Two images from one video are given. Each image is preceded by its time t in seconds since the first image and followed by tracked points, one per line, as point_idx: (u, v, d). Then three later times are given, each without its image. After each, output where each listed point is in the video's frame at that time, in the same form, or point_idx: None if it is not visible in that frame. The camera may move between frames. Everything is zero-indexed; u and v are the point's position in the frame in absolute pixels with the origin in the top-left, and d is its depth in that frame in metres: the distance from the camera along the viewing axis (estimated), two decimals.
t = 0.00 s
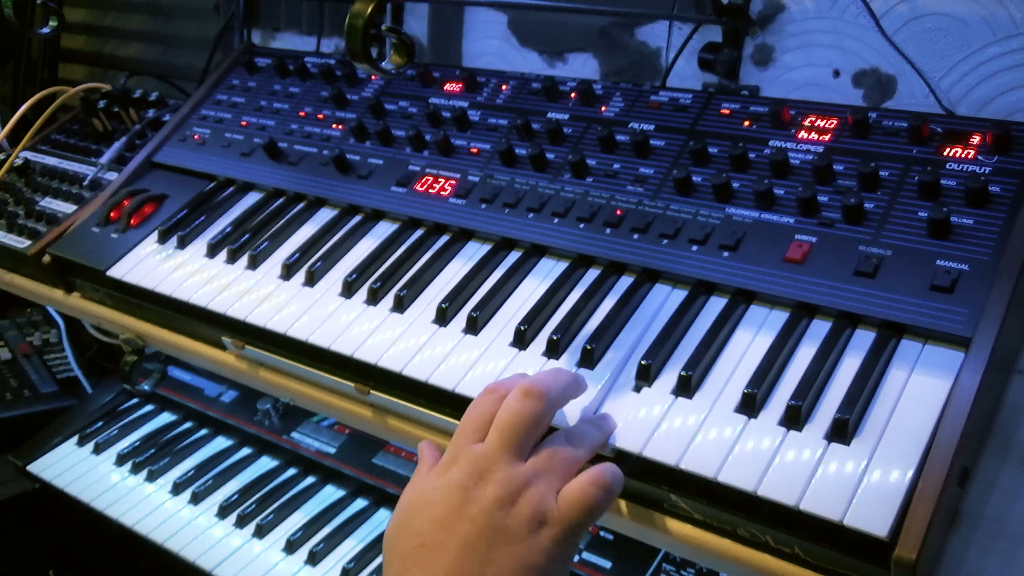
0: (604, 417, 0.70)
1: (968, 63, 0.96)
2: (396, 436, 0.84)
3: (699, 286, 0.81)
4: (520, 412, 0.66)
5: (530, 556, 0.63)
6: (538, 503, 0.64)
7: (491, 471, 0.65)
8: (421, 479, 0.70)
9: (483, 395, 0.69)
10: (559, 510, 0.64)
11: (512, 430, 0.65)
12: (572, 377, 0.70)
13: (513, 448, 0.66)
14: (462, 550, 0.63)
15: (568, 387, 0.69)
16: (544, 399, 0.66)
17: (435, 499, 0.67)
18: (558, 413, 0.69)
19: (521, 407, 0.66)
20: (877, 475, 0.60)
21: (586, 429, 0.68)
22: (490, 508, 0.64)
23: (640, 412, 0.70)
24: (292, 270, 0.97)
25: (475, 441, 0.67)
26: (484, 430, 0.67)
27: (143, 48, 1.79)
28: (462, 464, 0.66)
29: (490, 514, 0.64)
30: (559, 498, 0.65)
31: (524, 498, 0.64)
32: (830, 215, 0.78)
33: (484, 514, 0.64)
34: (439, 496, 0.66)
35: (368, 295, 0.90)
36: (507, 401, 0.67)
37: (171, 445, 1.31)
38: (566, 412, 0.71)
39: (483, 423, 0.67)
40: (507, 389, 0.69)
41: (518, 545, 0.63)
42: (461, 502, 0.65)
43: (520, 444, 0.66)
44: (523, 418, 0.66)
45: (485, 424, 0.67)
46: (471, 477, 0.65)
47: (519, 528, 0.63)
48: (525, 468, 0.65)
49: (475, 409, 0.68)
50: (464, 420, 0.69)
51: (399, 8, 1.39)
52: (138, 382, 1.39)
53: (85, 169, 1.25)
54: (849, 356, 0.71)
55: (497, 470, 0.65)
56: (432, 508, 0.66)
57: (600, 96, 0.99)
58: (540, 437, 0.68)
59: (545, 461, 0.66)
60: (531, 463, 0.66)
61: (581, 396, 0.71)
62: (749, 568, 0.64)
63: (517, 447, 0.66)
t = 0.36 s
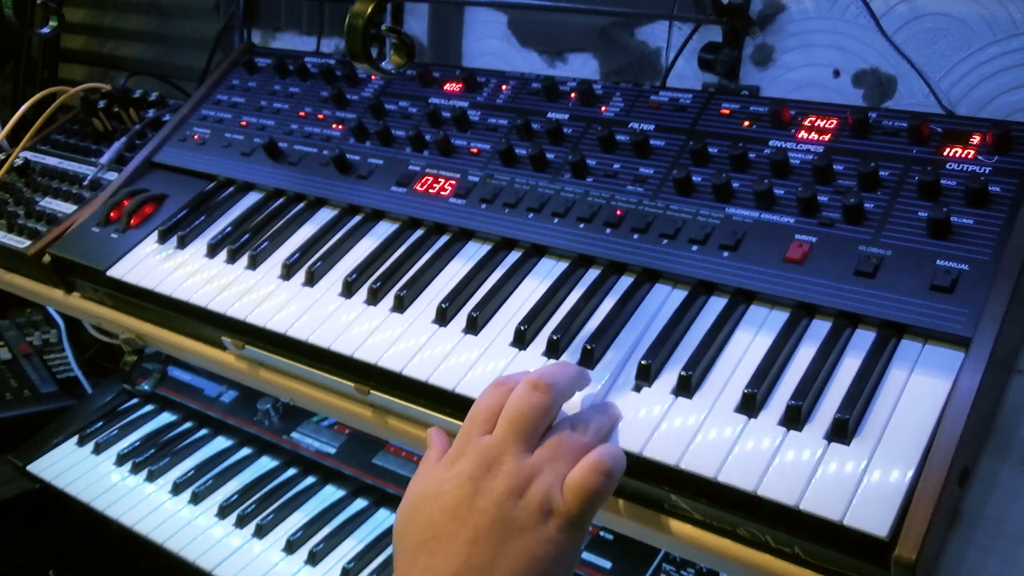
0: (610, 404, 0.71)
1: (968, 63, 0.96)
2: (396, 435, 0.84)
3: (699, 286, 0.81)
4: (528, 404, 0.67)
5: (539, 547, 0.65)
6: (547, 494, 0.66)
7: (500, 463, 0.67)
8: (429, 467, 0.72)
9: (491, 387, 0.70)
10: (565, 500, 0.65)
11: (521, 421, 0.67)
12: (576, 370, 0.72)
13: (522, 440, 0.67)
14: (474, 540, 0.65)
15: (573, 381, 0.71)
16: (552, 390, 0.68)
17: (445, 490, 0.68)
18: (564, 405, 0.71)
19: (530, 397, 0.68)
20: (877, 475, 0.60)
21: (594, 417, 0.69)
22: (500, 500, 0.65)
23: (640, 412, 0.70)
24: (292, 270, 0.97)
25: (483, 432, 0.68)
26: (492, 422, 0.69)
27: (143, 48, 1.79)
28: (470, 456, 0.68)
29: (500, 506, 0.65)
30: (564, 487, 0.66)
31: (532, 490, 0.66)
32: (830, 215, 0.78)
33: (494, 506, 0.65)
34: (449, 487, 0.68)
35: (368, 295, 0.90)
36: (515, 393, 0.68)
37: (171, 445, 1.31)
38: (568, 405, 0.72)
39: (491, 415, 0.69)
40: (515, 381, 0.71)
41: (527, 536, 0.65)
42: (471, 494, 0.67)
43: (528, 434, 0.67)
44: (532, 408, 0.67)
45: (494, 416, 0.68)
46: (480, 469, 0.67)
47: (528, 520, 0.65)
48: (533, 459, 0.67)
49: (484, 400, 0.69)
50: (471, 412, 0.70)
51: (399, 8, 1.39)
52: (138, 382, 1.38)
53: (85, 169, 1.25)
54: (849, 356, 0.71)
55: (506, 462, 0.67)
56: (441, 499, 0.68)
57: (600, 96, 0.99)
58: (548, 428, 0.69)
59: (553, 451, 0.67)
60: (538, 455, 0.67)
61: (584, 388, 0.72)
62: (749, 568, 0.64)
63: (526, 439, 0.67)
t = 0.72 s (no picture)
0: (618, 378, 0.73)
1: (968, 63, 0.96)
2: (396, 435, 0.84)
3: (699, 286, 0.81)
4: (542, 359, 0.68)
5: (576, 491, 0.60)
6: (577, 439, 0.62)
7: (526, 417, 0.64)
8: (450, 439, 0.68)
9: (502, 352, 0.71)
10: (594, 443, 0.62)
11: (538, 375, 0.67)
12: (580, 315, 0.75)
13: (543, 393, 0.66)
14: (507, 491, 0.61)
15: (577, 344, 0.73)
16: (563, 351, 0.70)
17: (471, 449, 0.64)
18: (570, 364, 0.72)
19: (543, 355, 0.69)
20: (877, 475, 0.60)
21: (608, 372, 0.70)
22: (530, 449, 0.62)
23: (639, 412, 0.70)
24: (292, 270, 0.97)
25: (503, 392, 0.67)
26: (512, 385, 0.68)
27: (143, 48, 1.79)
28: (494, 413, 0.66)
29: (532, 454, 0.62)
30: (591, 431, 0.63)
31: (562, 437, 0.63)
32: (831, 215, 0.78)
33: (524, 455, 0.62)
34: (475, 446, 0.64)
35: (368, 295, 0.90)
36: (527, 353, 0.70)
37: (171, 445, 1.31)
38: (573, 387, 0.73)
39: (507, 378, 0.69)
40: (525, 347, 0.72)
41: (562, 481, 0.61)
42: (499, 449, 0.63)
43: (547, 388, 0.67)
44: (547, 364, 0.68)
45: (511, 378, 0.69)
46: (506, 424, 0.64)
47: (562, 465, 0.61)
48: (556, 410, 0.65)
49: (500, 365, 0.70)
50: (488, 377, 0.70)
51: (399, 8, 1.39)
52: (138, 382, 1.38)
53: (85, 169, 1.25)
54: (849, 356, 0.71)
55: (531, 416, 0.64)
56: (469, 456, 0.64)
57: (600, 96, 0.99)
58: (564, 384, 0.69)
59: (574, 401, 0.65)
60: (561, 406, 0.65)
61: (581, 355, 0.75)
62: (748, 568, 0.64)
63: (546, 391, 0.66)
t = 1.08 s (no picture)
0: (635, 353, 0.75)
1: (968, 63, 0.96)
2: (396, 435, 0.84)
3: (700, 286, 0.81)
4: (567, 340, 0.71)
5: (602, 459, 0.61)
6: (602, 409, 0.64)
7: (552, 386, 0.66)
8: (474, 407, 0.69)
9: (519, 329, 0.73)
10: (620, 413, 0.63)
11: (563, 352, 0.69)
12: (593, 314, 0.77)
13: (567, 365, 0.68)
14: (535, 456, 0.61)
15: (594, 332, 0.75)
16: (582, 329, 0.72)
17: (497, 416, 0.65)
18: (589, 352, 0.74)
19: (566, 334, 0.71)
20: (877, 475, 0.60)
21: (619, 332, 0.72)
22: (558, 417, 0.63)
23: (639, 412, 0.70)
24: (292, 270, 0.97)
25: (526, 363, 0.69)
26: (536, 358, 0.70)
27: (143, 48, 1.79)
28: (519, 382, 0.67)
29: (558, 422, 0.63)
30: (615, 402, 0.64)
31: (588, 407, 0.64)
32: (830, 216, 0.78)
33: (552, 422, 0.63)
34: (502, 412, 0.65)
35: (368, 295, 0.90)
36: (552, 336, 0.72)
37: (171, 445, 1.31)
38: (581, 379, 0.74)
39: (532, 353, 0.70)
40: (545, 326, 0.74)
41: (589, 449, 0.62)
42: (526, 415, 0.64)
43: (570, 361, 0.68)
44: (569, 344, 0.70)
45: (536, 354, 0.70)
46: (532, 391, 0.65)
47: (589, 434, 0.62)
48: (579, 380, 0.66)
49: (521, 338, 0.72)
50: (509, 350, 0.71)
51: (399, 8, 1.39)
52: (138, 382, 1.38)
53: (85, 169, 1.25)
54: (849, 356, 0.71)
55: (557, 385, 0.66)
56: (494, 421, 0.65)
57: (600, 96, 0.99)
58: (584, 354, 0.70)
59: (593, 368, 0.67)
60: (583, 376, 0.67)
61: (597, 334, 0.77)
62: (748, 568, 0.64)
63: (571, 363, 0.68)
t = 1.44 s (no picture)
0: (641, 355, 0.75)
1: (968, 63, 0.96)
2: (397, 435, 0.84)
3: (700, 286, 0.81)
4: (576, 352, 0.70)
5: (618, 477, 0.61)
6: (617, 423, 0.63)
7: (564, 398, 0.65)
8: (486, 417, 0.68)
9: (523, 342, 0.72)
10: (634, 427, 0.63)
11: (573, 364, 0.69)
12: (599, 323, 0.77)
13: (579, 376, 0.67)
14: (552, 475, 0.61)
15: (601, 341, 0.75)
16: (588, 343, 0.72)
17: (511, 430, 0.64)
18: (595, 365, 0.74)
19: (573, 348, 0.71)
20: (877, 475, 0.60)
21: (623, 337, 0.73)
22: (573, 433, 0.62)
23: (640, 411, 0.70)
24: (292, 270, 0.97)
25: (534, 376, 0.68)
26: (545, 371, 0.69)
27: (143, 48, 1.79)
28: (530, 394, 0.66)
29: (574, 438, 0.62)
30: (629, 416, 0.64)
31: (602, 421, 0.63)
32: (830, 216, 0.78)
33: (567, 438, 0.62)
34: (516, 426, 0.64)
35: (368, 295, 0.90)
36: (560, 348, 0.71)
37: (171, 445, 1.31)
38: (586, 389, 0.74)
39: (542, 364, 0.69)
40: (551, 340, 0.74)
41: (605, 466, 0.61)
42: (540, 430, 0.63)
43: (580, 374, 0.68)
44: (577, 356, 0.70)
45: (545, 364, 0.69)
46: (546, 405, 0.64)
47: (604, 450, 0.62)
48: (590, 393, 0.66)
49: (528, 351, 0.71)
50: (515, 364, 0.70)
51: (399, 8, 1.39)
52: (138, 382, 1.38)
53: (85, 169, 1.25)
54: (849, 356, 0.71)
55: (569, 397, 0.65)
56: (508, 436, 0.64)
57: (600, 96, 0.99)
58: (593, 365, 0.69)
59: (604, 379, 0.66)
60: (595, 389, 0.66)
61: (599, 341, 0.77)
62: (747, 568, 0.64)
63: (581, 375, 0.67)
